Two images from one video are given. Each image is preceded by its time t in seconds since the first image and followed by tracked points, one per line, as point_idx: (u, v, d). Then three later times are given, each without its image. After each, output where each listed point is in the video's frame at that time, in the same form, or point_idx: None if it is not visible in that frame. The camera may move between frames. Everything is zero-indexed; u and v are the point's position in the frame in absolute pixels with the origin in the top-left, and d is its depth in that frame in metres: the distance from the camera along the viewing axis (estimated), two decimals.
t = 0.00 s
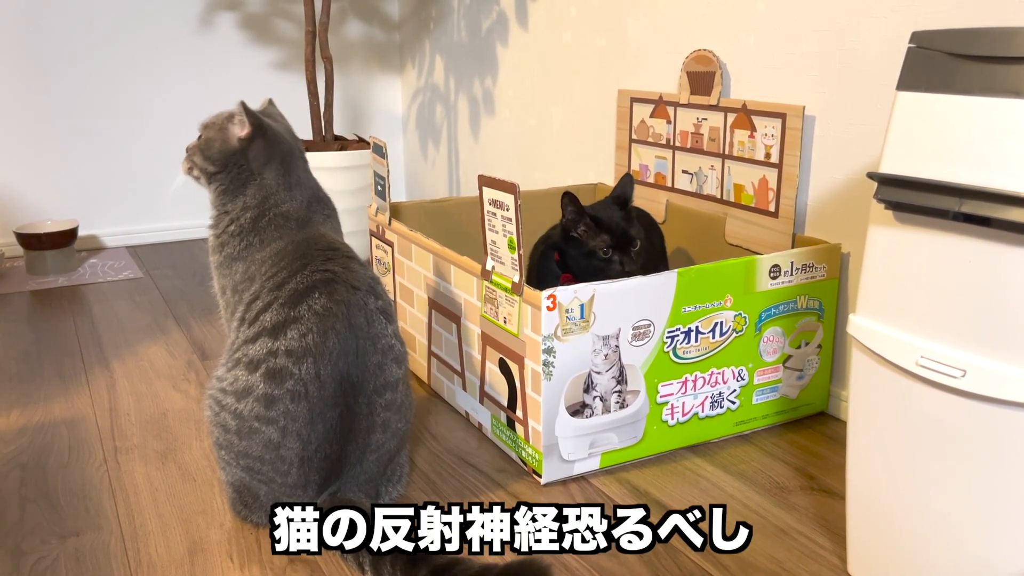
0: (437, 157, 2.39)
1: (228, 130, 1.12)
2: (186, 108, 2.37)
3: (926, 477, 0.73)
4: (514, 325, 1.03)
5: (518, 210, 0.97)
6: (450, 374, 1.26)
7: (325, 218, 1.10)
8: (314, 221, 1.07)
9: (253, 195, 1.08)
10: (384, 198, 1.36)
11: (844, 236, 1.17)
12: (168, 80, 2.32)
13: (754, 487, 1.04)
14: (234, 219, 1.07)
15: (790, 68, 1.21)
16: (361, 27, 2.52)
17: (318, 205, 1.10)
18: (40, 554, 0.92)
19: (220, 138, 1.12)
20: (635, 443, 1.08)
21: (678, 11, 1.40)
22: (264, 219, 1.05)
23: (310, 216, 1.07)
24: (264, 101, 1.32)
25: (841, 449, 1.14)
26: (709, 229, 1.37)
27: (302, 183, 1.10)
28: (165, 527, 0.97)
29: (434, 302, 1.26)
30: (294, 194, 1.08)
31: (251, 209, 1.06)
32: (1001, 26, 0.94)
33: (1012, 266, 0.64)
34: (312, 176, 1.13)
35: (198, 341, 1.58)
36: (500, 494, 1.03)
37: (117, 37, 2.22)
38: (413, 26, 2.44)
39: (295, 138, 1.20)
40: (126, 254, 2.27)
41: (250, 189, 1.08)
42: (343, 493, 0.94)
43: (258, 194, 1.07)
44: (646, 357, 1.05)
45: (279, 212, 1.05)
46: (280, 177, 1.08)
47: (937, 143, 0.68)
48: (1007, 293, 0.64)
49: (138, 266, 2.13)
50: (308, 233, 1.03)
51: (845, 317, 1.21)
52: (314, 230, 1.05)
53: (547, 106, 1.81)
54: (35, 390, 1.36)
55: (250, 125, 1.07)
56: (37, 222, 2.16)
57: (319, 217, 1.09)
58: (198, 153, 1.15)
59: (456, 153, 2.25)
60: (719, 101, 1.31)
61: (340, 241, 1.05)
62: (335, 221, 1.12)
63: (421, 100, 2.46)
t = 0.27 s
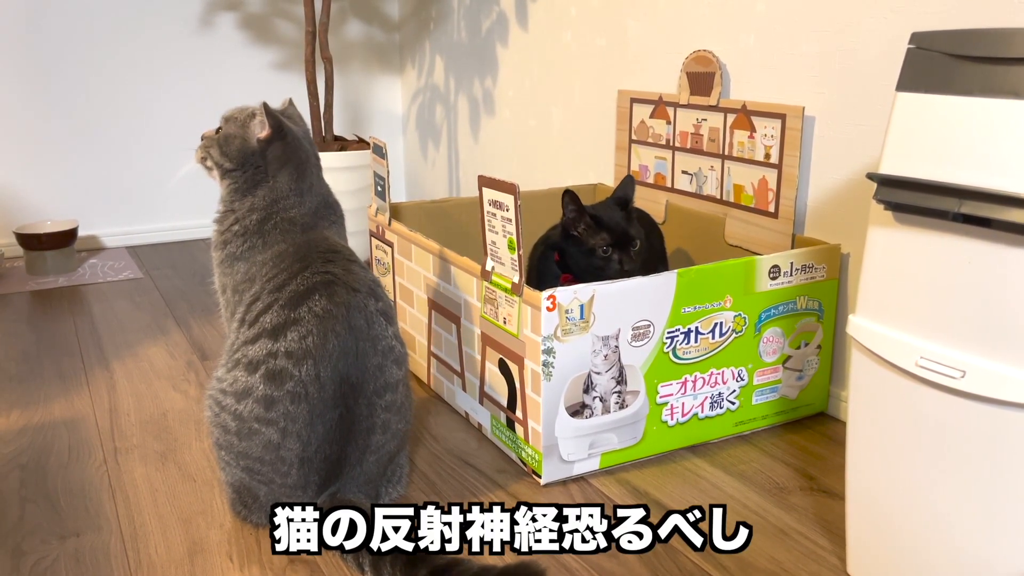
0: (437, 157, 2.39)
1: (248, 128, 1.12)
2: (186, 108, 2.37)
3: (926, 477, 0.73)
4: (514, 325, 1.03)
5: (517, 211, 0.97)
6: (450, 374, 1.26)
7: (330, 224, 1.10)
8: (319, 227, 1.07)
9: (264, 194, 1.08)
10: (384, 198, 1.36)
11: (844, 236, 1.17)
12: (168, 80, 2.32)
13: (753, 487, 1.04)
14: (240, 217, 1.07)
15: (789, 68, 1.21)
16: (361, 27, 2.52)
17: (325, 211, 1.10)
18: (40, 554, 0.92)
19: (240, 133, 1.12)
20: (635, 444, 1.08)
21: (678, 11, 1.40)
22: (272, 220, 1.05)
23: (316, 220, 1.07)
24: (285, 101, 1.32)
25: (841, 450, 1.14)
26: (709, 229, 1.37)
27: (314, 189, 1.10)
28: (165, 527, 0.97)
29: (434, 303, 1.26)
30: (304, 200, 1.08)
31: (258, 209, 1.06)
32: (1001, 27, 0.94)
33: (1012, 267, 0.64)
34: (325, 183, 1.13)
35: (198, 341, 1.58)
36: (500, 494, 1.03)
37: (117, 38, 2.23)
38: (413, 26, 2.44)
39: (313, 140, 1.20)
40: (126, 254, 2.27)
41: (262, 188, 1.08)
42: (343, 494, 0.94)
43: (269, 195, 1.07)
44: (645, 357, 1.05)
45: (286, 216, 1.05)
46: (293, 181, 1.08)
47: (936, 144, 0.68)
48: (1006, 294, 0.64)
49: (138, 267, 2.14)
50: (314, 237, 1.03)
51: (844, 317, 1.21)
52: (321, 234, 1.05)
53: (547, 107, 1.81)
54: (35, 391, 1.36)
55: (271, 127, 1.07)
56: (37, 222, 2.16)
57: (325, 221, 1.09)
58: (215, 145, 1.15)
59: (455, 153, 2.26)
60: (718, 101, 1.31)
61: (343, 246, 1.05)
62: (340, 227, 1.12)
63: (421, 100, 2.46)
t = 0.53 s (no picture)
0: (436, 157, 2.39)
1: (249, 127, 1.12)
2: (186, 109, 2.37)
3: (925, 477, 0.73)
4: (514, 325, 1.03)
5: (518, 210, 0.97)
6: (450, 374, 1.26)
7: (331, 223, 1.10)
8: (321, 227, 1.07)
9: (266, 192, 1.08)
10: (384, 198, 1.36)
11: (844, 236, 1.17)
12: (168, 81, 2.32)
13: (753, 487, 1.04)
14: (241, 216, 1.07)
15: (790, 68, 1.21)
16: (360, 27, 2.52)
17: (326, 210, 1.10)
18: (40, 554, 0.92)
19: (241, 132, 1.12)
20: (635, 444, 1.08)
21: (678, 11, 1.40)
22: (274, 218, 1.05)
23: (317, 220, 1.07)
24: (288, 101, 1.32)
25: (840, 450, 1.14)
26: (708, 229, 1.37)
27: (316, 188, 1.10)
28: (165, 527, 0.97)
29: (434, 302, 1.26)
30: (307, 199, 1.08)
31: (260, 207, 1.06)
32: (1001, 27, 0.94)
33: (1012, 267, 0.64)
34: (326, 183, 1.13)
35: (197, 341, 1.58)
36: (500, 494, 1.03)
37: (117, 38, 2.23)
38: (413, 26, 2.44)
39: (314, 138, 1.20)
40: (126, 254, 2.27)
41: (263, 186, 1.08)
42: (343, 494, 0.94)
43: (271, 193, 1.07)
44: (645, 358, 1.05)
45: (287, 215, 1.05)
46: (294, 180, 1.08)
47: (936, 144, 0.68)
48: (1006, 293, 0.64)
49: (137, 267, 2.13)
50: (315, 235, 1.03)
51: (844, 317, 1.21)
52: (322, 233, 1.05)
53: (547, 107, 1.81)
54: (35, 391, 1.36)
55: (271, 124, 1.07)
56: (37, 223, 2.16)
57: (326, 220, 1.09)
58: (217, 144, 1.15)
59: (455, 153, 2.26)
60: (718, 101, 1.31)
61: (344, 245, 1.05)
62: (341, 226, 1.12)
63: (421, 100, 2.46)
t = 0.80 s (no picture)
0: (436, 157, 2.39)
1: (247, 126, 1.12)
2: (185, 108, 2.36)
3: (925, 477, 0.73)
4: (514, 324, 1.03)
5: (518, 209, 0.97)
6: (450, 373, 1.26)
7: (331, 223, 1.09)
8: (320, 226, 1.07)
9: (266, 191, 1.07)
10: (383, 197, 1.36)
11: (844, 236, 1.17)
12: (168, 80, 2.31)
13: (753, 487, 1.04)
14: (240, 215, 1.07)
15: (790, 68, 1.21)
16: (360, 27, 2.52)
17: (326, 209, 1.10)
18: (39, 554, 0.92)
19: (240, 131, 1.11)
20: (634, 444, 1.08)
21: (677, 11, 1.40)
22: (275, 218, 1.04)
23: (317, 219, 1.07)
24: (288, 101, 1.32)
25: (840, 449, 1.14)
26: (708, 229, 1.37)
27: (316, 188, 1.10)
28: (165, 527, 0.97)
29: (434, 302, 1.26)
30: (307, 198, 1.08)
31: (260, 205, 1.06)
32: (1002, 27, 0.93)
33: (1013, 267, 0.64)
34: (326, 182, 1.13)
35: (197, 341, 1.58)
36: (500, 494, 1.03)
37: (117, 37, 2.22)
38: (413, 26, 2.44)
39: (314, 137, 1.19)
40: (126, 254, 2.27)
41: (263, 185, 1.08)
42: (343, 493, 0.94)
43: (271, 191, 1.07)
44: (645, 357, 1.05)
45: (287, 214, 1.05)
46: (294, 179, 1.07)
47: (936, 143, 0.68)
48: (1007, 293, 0.64)
49: (137, 266, 2.13)
50: (313, 234, 1.03)
51: (844, 317, 1.21)
52: (320, 231, 1.05)
53: (547, 106, 1.81)
54: (35, 390, 1.36)
55: (270, 123, 1.07)
56: (36, 222, 2.16)
57: (326, 220, 1.09)
58: (216, 142, 1.14)
59: (455, 153, 2.25)
60: (718, 101, 1.31)
61: (344, 244, 1.05)
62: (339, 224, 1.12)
63: (420, 100, 2.46)
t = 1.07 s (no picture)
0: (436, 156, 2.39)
1: (247, 125, 1.11)
2: (185, 108, 2.36)
3: (925, 477, 0.73)
4: (513, 324, 1.03)
5: (517, 209, 0.97)
6: (450, 373, 1.26)
7: (330, 223, 1.09)
8: (320, 226, 1.07)
9: (267, 191, 1.07)
10: (383, 197, 1.36)
11: (844, 235, 1.17)
12: (167, 80, 2.31)
13: (753, 486, 1.04)
14: (241, 215, 1.07)
15: (790, 67, 1.21)
16: (360, 26, 2.52)
17: (326, 209, 1.10)
18: (38, 554, 0.92)
19: (240, 130, 1.11)
20: (634, 443, 1.08)
21: (677, 10, 1.40)
22: (275, 218, 1.04)
23: (317, 219, 1.07)
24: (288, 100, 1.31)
25: (840, 449, 1.14)
26: (708, 228, 1.37)
27: (316, 187, 1.09)
28: (164, 526, 0.97)
29: (434, 301, 1.25)
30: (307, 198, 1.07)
31: (260, 205, 1.06)
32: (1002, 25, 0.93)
33: (1013, 265, 0.63)
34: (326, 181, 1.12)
35: (196, 341, 1.58)
36: (500, 493, 1.03)
37: (116, 37, 2.22)
38: (413, 25, 2.44)
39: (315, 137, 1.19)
40: (125, 253, 2.27)
41: (263, 184, 1.08)
42: (343, 492, 0.94)
43: (271, 191, 1.07)
44: (645, 356, 1.05)
45: (287, 214, 1.05)
46: (294, 178, 1.07)
47: (936, 142, 0.68)
48: (1008, 291, 0.64)
49: (137, 266, 2.13)
50: (313, 234, 1.03)
51: (844, 316, 1.21)
52: (320, 230, 1.05)
53: (547, 106, 1.81)
54: (34, 390, 1.36)
55: (270, 122, 1.06)
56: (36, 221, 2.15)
57: (326, 220, 1.08)
58: (216, 141, 1.14)
59: (455, 152, 2.25)
60: (718, 100, 1.31)
61: (343, 244, 1.05)
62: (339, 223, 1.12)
63: (420, 99, 2.46)
